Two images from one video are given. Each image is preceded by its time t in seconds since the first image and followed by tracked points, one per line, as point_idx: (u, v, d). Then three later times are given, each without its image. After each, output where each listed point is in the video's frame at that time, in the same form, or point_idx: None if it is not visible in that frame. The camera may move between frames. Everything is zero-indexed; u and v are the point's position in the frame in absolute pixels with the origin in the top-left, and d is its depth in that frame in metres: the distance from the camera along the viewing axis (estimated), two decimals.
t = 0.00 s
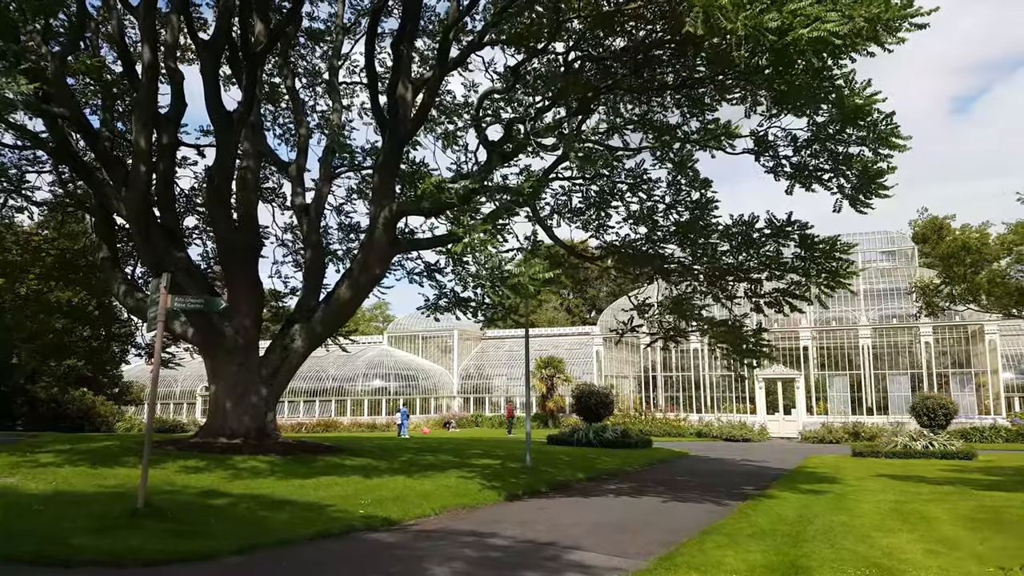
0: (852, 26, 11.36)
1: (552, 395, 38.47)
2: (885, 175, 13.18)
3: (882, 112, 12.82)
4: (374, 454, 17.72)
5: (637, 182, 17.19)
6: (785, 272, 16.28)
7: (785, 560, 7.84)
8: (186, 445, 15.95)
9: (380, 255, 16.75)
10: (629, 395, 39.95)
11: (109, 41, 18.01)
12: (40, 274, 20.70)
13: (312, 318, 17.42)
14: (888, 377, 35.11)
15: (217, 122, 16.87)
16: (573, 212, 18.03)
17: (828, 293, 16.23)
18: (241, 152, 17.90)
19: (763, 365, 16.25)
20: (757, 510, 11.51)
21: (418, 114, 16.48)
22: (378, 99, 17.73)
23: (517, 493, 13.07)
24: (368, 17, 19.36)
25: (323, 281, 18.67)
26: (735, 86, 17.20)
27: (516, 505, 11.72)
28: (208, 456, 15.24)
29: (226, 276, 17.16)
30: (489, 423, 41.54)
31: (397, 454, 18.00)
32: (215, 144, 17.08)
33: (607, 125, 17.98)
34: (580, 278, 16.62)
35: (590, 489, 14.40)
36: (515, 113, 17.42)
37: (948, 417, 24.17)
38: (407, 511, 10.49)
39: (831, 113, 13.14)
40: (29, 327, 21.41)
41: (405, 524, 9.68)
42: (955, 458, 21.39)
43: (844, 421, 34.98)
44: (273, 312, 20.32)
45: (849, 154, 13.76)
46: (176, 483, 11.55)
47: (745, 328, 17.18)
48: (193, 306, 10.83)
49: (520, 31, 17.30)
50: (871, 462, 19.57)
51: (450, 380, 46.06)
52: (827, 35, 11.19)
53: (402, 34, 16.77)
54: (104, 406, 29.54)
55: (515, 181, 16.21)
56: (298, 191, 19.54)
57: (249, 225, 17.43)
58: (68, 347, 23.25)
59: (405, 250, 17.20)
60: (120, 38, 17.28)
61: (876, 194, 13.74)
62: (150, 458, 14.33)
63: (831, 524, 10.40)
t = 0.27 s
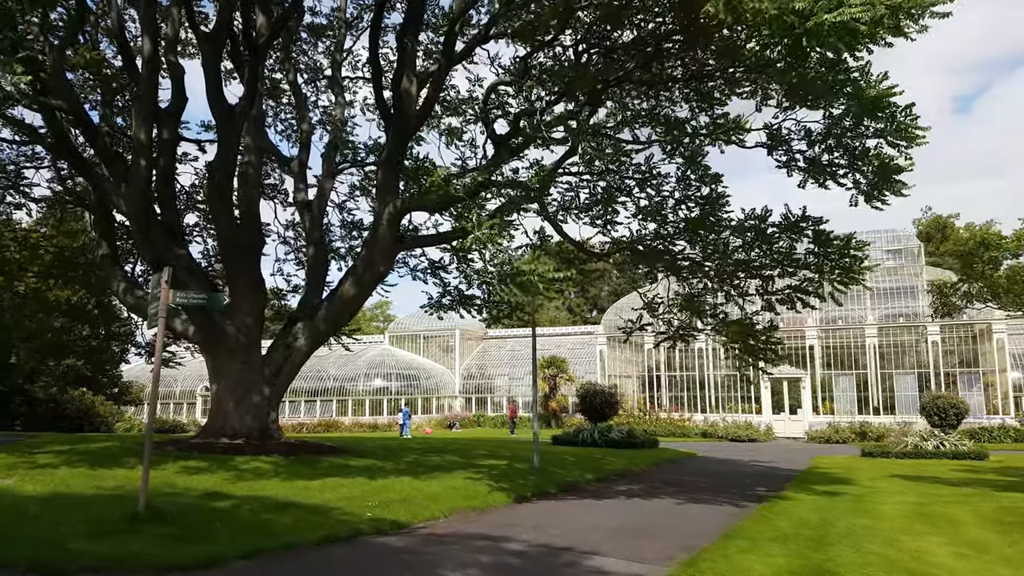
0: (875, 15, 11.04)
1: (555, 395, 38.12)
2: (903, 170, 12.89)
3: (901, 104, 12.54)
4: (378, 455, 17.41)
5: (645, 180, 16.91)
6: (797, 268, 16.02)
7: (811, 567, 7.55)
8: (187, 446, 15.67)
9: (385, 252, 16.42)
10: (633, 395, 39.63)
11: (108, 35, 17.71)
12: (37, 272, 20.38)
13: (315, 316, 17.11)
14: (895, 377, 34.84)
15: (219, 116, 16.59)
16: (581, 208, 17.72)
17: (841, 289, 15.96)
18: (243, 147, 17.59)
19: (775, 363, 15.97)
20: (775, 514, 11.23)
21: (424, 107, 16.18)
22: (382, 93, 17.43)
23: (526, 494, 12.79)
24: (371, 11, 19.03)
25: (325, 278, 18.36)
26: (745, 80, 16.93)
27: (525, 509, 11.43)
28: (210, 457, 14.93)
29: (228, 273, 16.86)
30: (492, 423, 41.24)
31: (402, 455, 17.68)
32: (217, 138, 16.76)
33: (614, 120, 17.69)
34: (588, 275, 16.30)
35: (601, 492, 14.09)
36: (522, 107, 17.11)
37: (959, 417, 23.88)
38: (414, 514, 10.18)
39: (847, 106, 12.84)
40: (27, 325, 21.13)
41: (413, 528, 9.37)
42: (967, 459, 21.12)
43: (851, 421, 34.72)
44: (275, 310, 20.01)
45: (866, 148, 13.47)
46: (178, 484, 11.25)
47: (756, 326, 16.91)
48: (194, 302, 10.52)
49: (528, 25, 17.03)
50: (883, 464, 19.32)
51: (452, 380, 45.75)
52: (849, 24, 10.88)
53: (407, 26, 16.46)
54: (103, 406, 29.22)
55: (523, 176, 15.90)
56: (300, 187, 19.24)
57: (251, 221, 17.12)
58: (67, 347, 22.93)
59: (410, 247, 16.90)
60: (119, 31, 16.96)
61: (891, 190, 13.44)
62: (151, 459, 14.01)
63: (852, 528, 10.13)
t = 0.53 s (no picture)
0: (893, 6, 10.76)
1: (554, 397, 37.50)
2: (920, 164, 12.58)
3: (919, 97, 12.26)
4: (381, 457, 17.11)
5: (653, 177, 16.63)
6: (809, 266, 15.72)
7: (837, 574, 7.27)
8: (187, 448, 15.37)
9: (388, 249, 16.11)
10: (635, 395, 39.37)
11: (106, 30, 17.42)
12: (33, 271, 20.06)
13: (317, 315, 16.80)
14: (900, 377, 34.60)
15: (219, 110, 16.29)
16: (587, 205, 17.44)
17: (853, 287, 15.68)
18: (243, 143, 17.28)
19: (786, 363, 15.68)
20: (791, 517, 10.95)
21: (428, 102, 15.89)
22: (385, 88, 17.13)
23: (534, 497, 12.49)
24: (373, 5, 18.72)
25: (327, 277, 18.05)
26: (754, 76, 16.67)
27: (535, 513, 11.14)
28: (210, 459, 14.63)
29: (228, 271, 16.56)
30: (494, 423, 40.94)
31: (406, 457, 17.39)
32: (217, 134, 16.45)
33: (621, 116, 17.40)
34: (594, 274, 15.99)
35: (609, 494, 13.81)
36: (528, 101, 16.81)
37: (968, 417, 23.63)
38: (422, 518, 9.89)
39: (862, 99, 12.56)
40: (25, 325, 21.07)
41: (421, 534, 9.08)
42: (977, 460, 20.87)
43: (856, 421, 34.46)
44: (276, 310, 19.71)
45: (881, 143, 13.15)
46: (177, 488, 10.94)
47: (766, 325, 16.61)
48: (194, 300, 10.22)
49: (533, 19, 16.75)
50: (893, 465, 19.06)
51: (453, 380, 45.47)
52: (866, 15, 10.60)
53: (411, 20, 16.17)
54: (102, 408, 28.91)
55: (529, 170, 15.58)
56: (301, 184, 18.94)
57: (251, 219, 16.82)
58: (64, 347, 22.62)
59: (413, 244, 16.59)
60: (117, 25, 16.65)
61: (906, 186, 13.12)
62: (150, 462, 13.70)
63: (872, 532, 9.81)
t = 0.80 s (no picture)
0: None
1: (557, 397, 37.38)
2: (935, 158, 12.26)
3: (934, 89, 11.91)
4: (382, 459, 16.80)
5: (659, 173, 16.35)
6: (818, 264, 15.49)
7: None
8: (183, 450, 15.04)
9: (390, 246, 15.78)
10: (635, 395, 39.11)
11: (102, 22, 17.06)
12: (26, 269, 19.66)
13: (317, 313, 16.47)
14: (902, 377, 34.41)
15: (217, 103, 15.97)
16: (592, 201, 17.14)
17: (863, 286, 15.45)
18: (242, 139, 16.94)
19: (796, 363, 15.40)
20: (806, 521, 10.69)
21: (431, 96, 15.58)
22: (386, 82, 16.81)
23: (541, 501, 12.22)
24: None
25: (327, 275, 17.72)
26: (761, 71, 16.40)
27: (543, 517, 10.85)
28: (208, 461, 14.30)
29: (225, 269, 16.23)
30: (492, 424, 40.63)
31: (407, 458, 17.09)
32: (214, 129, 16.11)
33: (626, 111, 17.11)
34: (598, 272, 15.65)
35: (617, 497, 13.53)
36: (533, 96, 16.49)
37: (974, 417, 23.43)
38: (428, 523, 9.59)
39: (875, 93, 12.29)
40: (17, 325, 19.89)
41: (428, 540, 8.78)
42: (984, 460, 20.67)
43: (857, 421, 34.25)
44: (274, 309, 19.37)
45: (893, 138, 12.82)
46: (176, 492, 10.63)
47: (775, 324, 16.34)
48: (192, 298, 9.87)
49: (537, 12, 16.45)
50: (900, 466, 18.84)
51: (451, 380, 45.13)
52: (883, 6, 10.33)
53: (412, 13, 15.85)
54: (97, 409, 28.55)
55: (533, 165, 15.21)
56: (300, 180, 18.60)
57: (250, 215, 16.48)
58: (58, 347, 22.21)
59: (415, 242, 16.26)
60: (112, 17, 16.29)
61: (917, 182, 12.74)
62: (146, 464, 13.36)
63: (890, 536, 9.53)
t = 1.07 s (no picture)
0: None
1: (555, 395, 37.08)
2: (945, 153, 12.03)
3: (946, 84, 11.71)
4: (379, 460, 16.50)
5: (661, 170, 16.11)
6: (823, 262, 15.33)
7: None
8: (176, 451, 14.69)
9: (388, 243, 15.47)
10: (632, 396, 38.87)
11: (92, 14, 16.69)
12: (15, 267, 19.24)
13: (313, 312, 16.15)
14: (900, 377, 34.28)
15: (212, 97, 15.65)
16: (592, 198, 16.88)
17: (868, 285, 15.26)
18: (236, 133, 16.61)
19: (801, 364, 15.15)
20: (815, 524, 10.47)
21: (430, 90, 15.29)
22: (384, 76, 16.51)
23: (544, 504, 11.96)
24: None
25: (323, 273, 17.41)
26: (764, 66, 16.17)
27: (547, 520, 10.59)
28: (201, 463, 13.97)
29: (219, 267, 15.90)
30: (488, 424, 40.28)
31: (404, 460, 16.79)
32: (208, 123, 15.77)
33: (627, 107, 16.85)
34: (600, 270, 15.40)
35: (620, 499, 13.27)
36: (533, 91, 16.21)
37: (976, 418, 23.27)
38: (430, 528, 9.31)
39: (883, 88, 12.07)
40: (8, 325, 18.98)
41: (431, 545, 8.50)
42: (986, 461, 20.50)
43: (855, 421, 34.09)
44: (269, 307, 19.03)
45: (903, 133, 12.59)
46: (168, 495, 10.30)
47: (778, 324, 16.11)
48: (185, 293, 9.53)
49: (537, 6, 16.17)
50: (903, 467, 18.65)
51: (446, 380, 44.80)
52: None
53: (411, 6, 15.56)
54: (87, 409, 28.09)
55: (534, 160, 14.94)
56: (295, 176, 18.28)
57: (244, 211, 16.15)
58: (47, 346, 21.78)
59: (413, 239, 15.96)
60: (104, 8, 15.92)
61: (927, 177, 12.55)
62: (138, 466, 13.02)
63: (905, 541, 9.29)
